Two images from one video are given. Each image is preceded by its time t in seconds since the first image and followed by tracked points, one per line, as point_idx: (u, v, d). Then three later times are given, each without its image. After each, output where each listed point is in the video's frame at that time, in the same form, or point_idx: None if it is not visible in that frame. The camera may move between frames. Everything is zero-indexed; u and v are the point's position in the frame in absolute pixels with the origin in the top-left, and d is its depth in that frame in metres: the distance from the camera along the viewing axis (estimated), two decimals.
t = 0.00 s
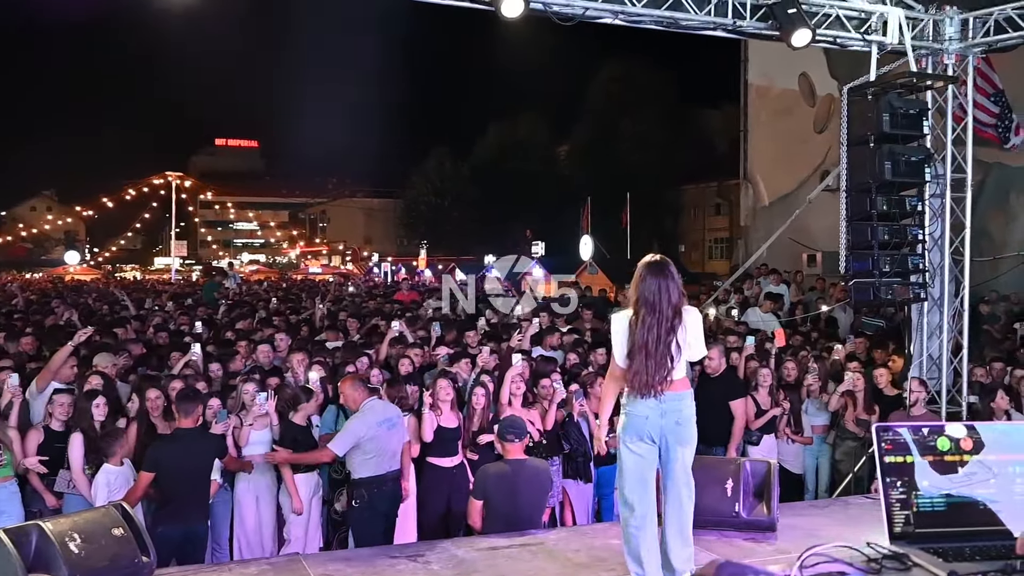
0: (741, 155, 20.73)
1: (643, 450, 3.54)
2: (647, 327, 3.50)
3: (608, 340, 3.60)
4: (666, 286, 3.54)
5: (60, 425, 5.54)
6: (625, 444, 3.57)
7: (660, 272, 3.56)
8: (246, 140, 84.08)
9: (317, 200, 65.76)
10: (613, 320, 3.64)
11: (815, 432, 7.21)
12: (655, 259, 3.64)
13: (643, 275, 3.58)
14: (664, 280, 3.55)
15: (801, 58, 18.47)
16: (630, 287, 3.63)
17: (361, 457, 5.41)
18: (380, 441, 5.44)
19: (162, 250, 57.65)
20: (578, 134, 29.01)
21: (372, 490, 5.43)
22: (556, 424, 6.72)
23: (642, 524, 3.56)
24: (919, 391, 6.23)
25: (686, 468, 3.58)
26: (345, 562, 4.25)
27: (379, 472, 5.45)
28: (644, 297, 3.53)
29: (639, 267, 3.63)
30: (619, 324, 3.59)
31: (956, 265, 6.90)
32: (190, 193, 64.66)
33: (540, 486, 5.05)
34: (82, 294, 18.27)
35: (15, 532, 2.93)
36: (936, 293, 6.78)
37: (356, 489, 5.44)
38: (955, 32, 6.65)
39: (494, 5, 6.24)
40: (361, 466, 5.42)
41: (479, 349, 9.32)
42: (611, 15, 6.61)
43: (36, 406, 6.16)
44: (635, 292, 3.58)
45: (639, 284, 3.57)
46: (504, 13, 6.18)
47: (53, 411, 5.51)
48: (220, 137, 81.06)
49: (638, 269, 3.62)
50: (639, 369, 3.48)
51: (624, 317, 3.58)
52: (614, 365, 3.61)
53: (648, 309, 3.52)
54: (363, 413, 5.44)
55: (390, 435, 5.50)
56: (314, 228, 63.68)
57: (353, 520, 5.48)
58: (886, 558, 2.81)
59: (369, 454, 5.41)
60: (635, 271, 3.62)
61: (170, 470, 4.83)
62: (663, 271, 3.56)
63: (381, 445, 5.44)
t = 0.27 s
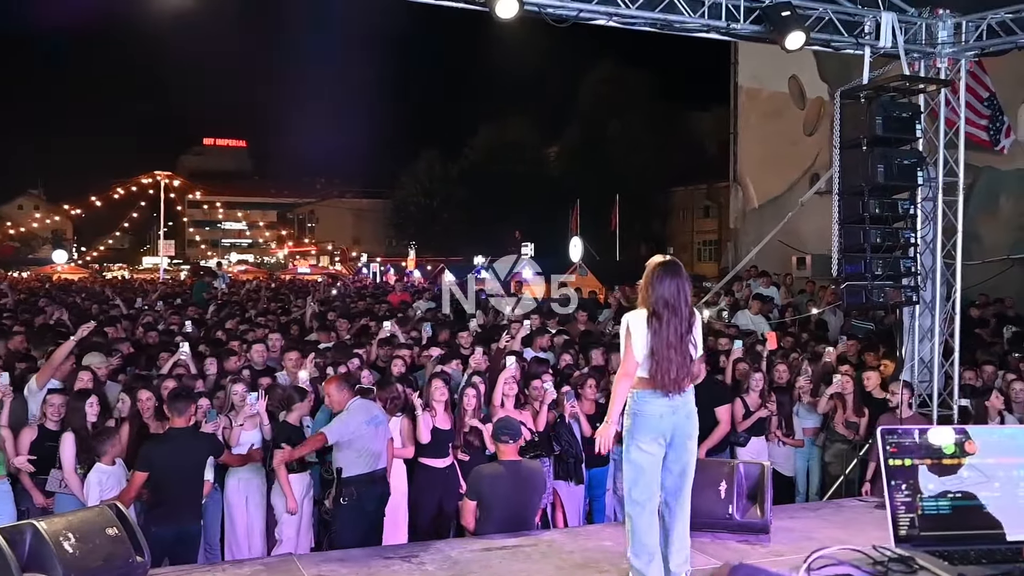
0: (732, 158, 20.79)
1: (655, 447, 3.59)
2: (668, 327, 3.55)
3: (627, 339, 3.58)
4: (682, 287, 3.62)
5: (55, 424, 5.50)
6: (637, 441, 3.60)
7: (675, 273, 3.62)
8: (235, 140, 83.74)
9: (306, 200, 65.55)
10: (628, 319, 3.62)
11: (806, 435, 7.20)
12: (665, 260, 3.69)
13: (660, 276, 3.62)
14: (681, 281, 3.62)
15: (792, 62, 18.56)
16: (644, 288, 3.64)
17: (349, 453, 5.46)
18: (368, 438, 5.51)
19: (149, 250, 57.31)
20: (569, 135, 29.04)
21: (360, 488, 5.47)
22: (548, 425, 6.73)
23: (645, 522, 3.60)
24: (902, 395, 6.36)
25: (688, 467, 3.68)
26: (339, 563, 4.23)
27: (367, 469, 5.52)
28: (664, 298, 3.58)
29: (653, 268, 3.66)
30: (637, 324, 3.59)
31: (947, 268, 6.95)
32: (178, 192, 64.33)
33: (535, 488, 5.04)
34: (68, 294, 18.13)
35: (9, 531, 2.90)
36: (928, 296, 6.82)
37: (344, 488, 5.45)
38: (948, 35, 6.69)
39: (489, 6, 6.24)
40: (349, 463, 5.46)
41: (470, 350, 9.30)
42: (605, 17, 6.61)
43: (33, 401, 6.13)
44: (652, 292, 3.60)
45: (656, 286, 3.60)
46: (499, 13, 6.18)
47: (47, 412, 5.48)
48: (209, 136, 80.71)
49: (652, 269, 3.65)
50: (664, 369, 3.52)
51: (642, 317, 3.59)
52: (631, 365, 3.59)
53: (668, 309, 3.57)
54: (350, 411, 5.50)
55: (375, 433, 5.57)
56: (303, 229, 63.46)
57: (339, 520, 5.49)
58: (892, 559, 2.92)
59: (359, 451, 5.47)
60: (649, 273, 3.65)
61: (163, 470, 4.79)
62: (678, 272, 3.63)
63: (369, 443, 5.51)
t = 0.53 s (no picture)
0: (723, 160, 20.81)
1: (668, 449, 3.60)
2: (682, 330, 3.59)
3: (643, 342, 3.58)
4: (692, 290, 3.68)
5: (48, 427, 5.45)
6: (652, 442, 3.59)
7: (684, 275, 3.66)
8: (225, 140, 83.45)
9: (297, 201, 65.37)
10: (641, 323, 3.62)
11: (799, 438, 7.21)
12: (670, 263, 3.74)
13: (671, 278, 3.65)
14: (690, 283, 3.68)
15: (783, 65, 18.64)
16: (655, 290, 3.66)
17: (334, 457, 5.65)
18: (353, 442, 5.72)
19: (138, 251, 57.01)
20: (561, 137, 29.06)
21: (344, 491, 5.69)
22: (542, 427, 6.79)
23: (656, 524, 3.61)
24: (890, 398, 6.48)
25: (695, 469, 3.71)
26: (335, 566, 4.21)
27: (351, 474, 5.72)
28: (677, 300, 3.62)
29: (661, 270, 3.69)
30: (651, 327, 3.59)
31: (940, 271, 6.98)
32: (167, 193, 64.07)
33: (531, 490, 5.01)
34: (57, 295, 18.02)
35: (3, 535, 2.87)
36: (921, 299, 6.85)
37: (327, 491, 5.67)
38: (941, 40, 6.73)
39: (486, 8, 6.24)
40: (332, 467, 5.66)
41: (463, 352, 9.29)
42: (600, 20, 6.62)
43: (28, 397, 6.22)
44: (664, 295, 3.62)
45: (669, 288, 3.63)
46: (496, 16, 6.17)
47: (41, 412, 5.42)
48: (199, 137, 80.41)
49: (661, 272, 3.68)
50: (682, 371, 3.56)
51: (655, 321, 3.60)
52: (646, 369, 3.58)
53: (681, 312, 3.61)
54: (335, 415, 5.71)
55: (360, 436, 5.77)
56: (293, 230, 63.24)
57: (322, 522, 5.71)
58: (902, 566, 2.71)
59: (344, 456, 5.67)
60: (659, 275, 3.68)
61: (151, 472, 4.76)
62: (686, 274, 3.68)
63: (353, 447, 5.71)
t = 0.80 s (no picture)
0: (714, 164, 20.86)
1: (670, 449, 3.59)
2: (684, 330, 3.60)
3: (646, 343, 3.56)
4: (690, 291, 3.69)
5: (41, 430, 5.44)
6: (654, 443, 3.57)
7: (683, 277, 3.68)
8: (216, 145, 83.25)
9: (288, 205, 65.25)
10: (642, 323, 3.60)
11: (793, 441, 7.25)
12: (667, 265, 3.74)
13: (670, 280, 3.65)
14: (688, 284, 3.70)
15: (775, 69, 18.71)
16: (655, 291, 3.65)
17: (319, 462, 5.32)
18: (338, 446, 5.39)
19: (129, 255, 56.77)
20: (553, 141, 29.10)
21: (328, 496, 5.36)
22: (538, 430, 6.68)
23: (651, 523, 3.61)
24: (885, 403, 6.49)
25: (694, 470, 3.71)
26: (333, 570, 4.19)
27: (333, 478, 5.41)
28: (677, 302, 3.63)
29: (660, 272, 3.69)
30: (654, 328, 3.59)
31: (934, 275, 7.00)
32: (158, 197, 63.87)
33: (528, 494, 4.98)
34: (47, 299, 17.91)
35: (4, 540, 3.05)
36: (916, 302, 6.87)
37: (309, 496, 5.37)
38: (935, 43, 6.77)
39: (482, 12, 6.24)
40: (318, 472, 5.35)
41: (457, 356, 9.27)
42: (596, 24, 6.64)
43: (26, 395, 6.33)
44: (665, 296, 3.62)
45: (669, 289, 3.63)
46: (492, 20, 6.18)
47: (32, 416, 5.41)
48: (189, 141, 80.19)
49: (660, 273, 3.68)
50: (685, 371, 3.56)
51: (658, 322, 3.60)
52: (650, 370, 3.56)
53: (682, 313, 3.62)
54: (319, 421, 5.34)
55: (345, 440, 5.44)
56: (284, 234, 63.09)
57: (306, 529, 5.39)
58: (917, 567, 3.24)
59: (329, 460, 5.36)
60: (658, 277, 3.67)
61: (127, 477, 4.66)
62: (685, 276, 3.69)
63: (338, 450, 5.39)
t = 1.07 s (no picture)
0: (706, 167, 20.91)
1: (658, 451, 3.59)
2: (673, 333, 3.59)
3: (634, 346, 3.56)
4: (682, 294, 3.69)
5: (36, 434, 5.61)
6: (642, 445, 3.58)
7: (675, 280, 3.68)
8: (207, 148, 83.05)
9: (279, 208, 65.10)
10: (631, 326, 3.59)
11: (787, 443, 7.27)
12: (659, 268, 3.74)
13: (661, 283, 3.65)
14: (680, 287, 3.69)
15: (766, 72, 18.76)
16: (645, 294, 3.65)
17: (300, 469, 5.24)
18: (320, 453, 5.29)
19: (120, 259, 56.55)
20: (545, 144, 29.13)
21: (311, 502, 5.26)
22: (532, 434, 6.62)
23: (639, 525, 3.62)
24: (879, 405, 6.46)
25: (685, 473, 3.70)
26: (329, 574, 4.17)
27: (318, 484, 5.30)
28: (667, 305, 3.62)
29: (651, 275, 3.69)
30: (643, 331, 3.58)
31: (928, 277, 7.03)
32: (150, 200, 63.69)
33: (525, 498, 4.99)
34: (38, 303, 17.82)
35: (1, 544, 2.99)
36: (910, 305, 6.88)
37: (292, 502, 5.27)
38: (929, 46, 6.81)
39: (478, 16, 6.23)
40: (297, 480, 5.25)
41: (451, 359, 9.26)
42: (591, 27, 6.65)
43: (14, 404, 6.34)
44: (655, 298, 3.62)
45: (660, 291, 3.63)
46: (487, 23, 6.18)
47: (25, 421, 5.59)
48: (180, 145, 79.96)
49: (651, 276, 3.68)
50: (675, 375, 3.55)
51: (647, 324, 3.59)
52: (639, 373, 3.56)
53: (672, 316, 3.61)
54: (300, 426, 5.27)
55: (328, 448, 5.34)
56: (276, 237, 62.94)
57: (292, 533, 5.30)
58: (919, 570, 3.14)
59: (309, 468, 5.26)
60: (649, 280, 3.68)
61: (100, 480, 4.75)
62: (676, 279, 3.68)
63: (319, 458, 5.29)
